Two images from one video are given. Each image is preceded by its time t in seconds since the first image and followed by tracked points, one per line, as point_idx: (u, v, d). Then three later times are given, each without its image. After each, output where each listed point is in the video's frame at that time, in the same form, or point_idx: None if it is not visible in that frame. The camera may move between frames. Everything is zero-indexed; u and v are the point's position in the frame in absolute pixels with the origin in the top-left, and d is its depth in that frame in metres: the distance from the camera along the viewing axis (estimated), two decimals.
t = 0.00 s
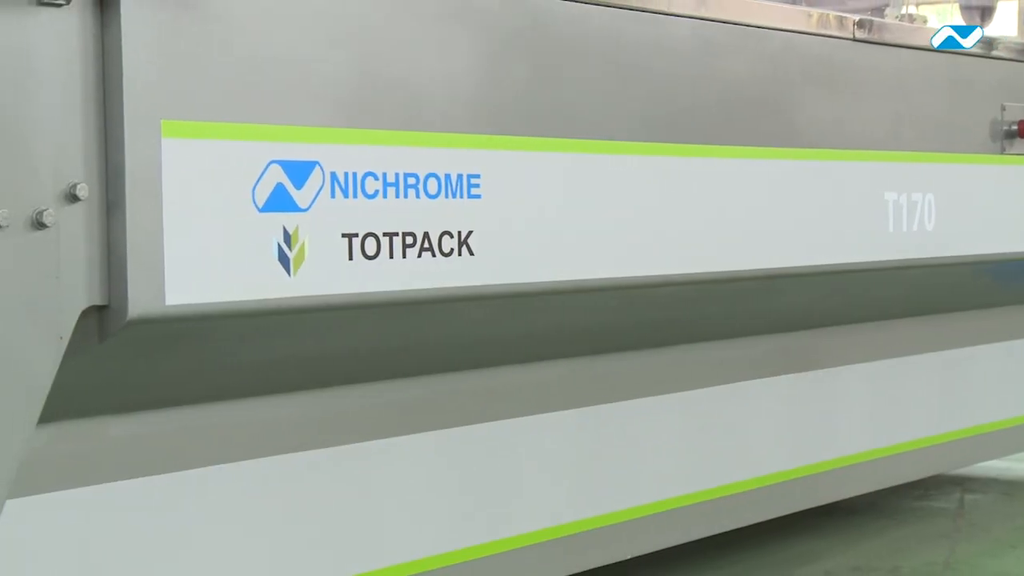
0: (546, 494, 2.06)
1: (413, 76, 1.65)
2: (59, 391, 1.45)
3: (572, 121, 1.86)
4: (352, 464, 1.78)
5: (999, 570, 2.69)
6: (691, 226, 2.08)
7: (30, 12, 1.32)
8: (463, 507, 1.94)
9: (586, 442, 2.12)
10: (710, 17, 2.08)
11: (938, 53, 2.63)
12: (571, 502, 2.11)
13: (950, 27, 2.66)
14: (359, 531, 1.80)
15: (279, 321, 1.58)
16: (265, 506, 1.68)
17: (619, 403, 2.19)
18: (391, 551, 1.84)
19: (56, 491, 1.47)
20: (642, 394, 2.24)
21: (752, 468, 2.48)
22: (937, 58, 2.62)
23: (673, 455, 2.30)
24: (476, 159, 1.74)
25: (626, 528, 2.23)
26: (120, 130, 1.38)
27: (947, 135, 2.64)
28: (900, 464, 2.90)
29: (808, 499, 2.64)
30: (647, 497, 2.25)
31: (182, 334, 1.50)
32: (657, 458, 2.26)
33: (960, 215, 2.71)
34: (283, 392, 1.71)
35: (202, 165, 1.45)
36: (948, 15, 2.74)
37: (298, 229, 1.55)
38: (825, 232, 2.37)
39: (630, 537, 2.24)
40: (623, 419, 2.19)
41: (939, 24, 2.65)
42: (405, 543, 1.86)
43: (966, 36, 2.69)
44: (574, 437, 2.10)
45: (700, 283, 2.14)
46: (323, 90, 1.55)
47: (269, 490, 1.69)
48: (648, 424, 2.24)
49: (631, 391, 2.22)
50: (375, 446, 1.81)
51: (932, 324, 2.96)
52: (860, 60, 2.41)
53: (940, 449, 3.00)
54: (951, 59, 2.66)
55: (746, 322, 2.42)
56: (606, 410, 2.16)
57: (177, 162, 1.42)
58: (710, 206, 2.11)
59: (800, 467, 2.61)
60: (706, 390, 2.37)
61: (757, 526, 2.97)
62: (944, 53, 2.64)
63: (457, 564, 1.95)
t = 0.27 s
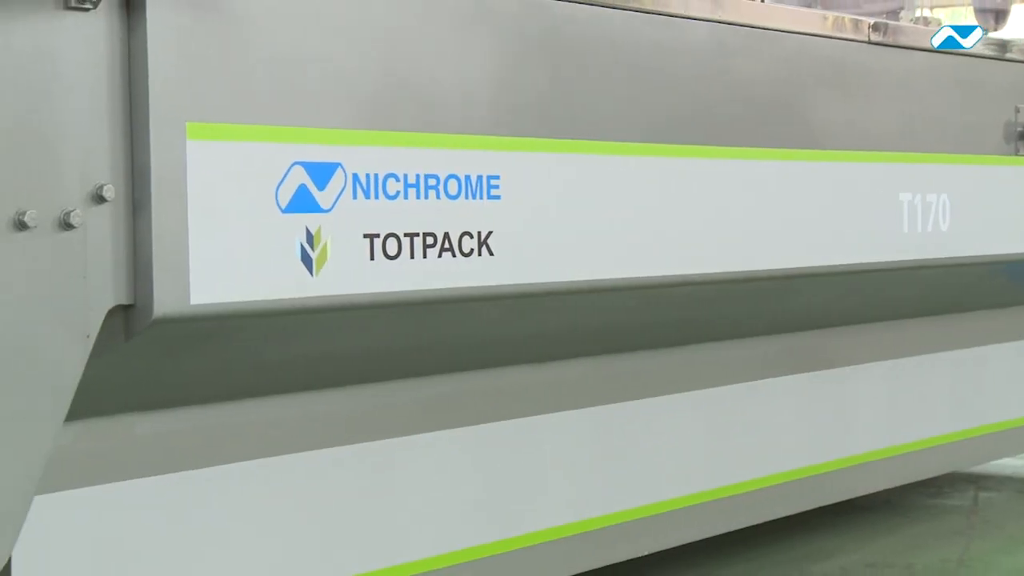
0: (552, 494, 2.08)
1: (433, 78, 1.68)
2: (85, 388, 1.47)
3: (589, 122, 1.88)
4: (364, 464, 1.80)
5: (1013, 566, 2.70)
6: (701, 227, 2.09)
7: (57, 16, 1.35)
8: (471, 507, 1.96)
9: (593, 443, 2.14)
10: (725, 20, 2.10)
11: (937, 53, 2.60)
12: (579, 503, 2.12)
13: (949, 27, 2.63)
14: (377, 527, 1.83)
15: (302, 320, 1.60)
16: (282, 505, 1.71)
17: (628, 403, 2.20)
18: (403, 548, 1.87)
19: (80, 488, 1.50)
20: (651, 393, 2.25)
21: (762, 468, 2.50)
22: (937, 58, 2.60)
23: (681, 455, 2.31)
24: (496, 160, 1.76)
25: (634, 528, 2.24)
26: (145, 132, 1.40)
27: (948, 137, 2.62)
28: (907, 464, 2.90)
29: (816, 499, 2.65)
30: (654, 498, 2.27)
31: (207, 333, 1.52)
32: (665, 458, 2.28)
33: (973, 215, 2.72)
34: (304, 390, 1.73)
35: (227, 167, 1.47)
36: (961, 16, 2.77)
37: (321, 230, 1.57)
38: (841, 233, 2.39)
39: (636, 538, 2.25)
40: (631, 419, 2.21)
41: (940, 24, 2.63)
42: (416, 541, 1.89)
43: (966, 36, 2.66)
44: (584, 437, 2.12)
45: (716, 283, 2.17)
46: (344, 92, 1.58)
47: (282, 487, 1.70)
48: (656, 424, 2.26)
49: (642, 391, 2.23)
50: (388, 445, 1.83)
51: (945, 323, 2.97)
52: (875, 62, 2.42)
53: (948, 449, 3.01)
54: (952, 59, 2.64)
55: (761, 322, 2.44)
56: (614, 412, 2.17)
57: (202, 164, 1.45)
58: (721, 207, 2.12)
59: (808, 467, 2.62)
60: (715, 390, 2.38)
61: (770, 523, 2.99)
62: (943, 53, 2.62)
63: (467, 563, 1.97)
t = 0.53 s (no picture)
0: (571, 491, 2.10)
1: (457, 81, 1.70)
2: (115, 387, 1.50)
3: (610, 123, 1.90)
4: (387, 460, 1.82)
5: None
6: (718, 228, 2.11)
7: (89, 22, 1.38)
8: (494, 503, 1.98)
9: (612, 440, 2.15)
10: (744, 24, 2.13)
11: (937, 53, 2.58)
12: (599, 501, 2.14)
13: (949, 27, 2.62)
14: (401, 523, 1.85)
15: (327, 320, 1.63)
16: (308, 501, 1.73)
17: (648, 402, 2.22)
18: (427, 544, 1.89)
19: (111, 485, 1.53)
20: (671, 392, 2.27)
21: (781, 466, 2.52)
22: (935, 58, 2.57)
23: (701, 452, 2.33)
24: (518, 163, 1.79)
25: (654, 525, 2.25)
26: (174, 135, 1.43)
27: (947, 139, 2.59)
28: (924, 461, 2.91)
29: (834, 496, 2.66)
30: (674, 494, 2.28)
31: (235, 332, 1.55)
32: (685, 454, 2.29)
33: (989, 216, 2.74)
34: (328, 388, 1.76)
35: (255, 169, 1.50)
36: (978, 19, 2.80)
37: (347, 231, 1.60)
38: (860, 234, 2.40)
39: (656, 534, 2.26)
40: (652, 416, 2.22)
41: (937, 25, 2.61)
42: (440, 536, 1.91)
43: (966, 36, 2.65)
44: (605, 435, 2.14)
45: (736, 283, 2.19)
46: (369, 96, 1.60)
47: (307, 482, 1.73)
48: (674, 422, 2.27)
49: (660, 389, 2.25)
50: (411, 442, 1.85)
51: (961, 323, 2.99)
52: (892, 65, 2.45)
53: (963, 447, 3.02)
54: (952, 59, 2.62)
55: (778, 322, 2.46)
56: (633, 410, 2.19)
57: (230, 166, 1.47)
58: (738, 206, 2.14)
59: (827, 464, 2.63)
60: (733, 389, 2.40)
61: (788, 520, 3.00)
62: (942, 53, 2.59)
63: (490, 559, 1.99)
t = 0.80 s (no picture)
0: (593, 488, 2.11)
1: (481, 83, 1.73)
2: (146, 385, 1.53)
3: (631, 124, 1.93)
4: (411, 457, 1.85)
5: None
6: (737, 228, 2.13)
7: (121, 26, 1.41)
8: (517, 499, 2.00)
9: (633, 437, 2.17)
10: (765, 28, 2.15)
11: (935, 52, 2.54)
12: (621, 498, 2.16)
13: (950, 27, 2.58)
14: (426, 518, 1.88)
15: (353, 318, 1.66)
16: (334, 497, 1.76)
17: (666, 400, 2.24)
18: (451, 539, 1.92)
19: (141, 482, 1.56)
20: (689, 391, 2.29)
21: (800, 464, 2.54)
22: (934, 57, 2.53)
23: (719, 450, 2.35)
24: (541, 164, 1.81)
25: (673, 522, 2.27)
26: (204, 137, 1.46)
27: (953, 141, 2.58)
28: (940, 460, 2.93)
29: (850, 494, 2.68)
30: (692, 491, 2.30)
31: (263, 330, 1.58)
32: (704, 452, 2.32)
33: (1006, 216, 2.76)
34: (354, 386, 1.79)
35: (283, 171, 1.53)
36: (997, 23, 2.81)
37: (373, 231, 1.63)
38: (879, 234, 2.42)
39: (675, 532, 2.28)
40: (671, 414, 2.24)
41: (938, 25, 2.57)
42: (463, 532, 1.93)
43: (966, 37, 2.62)
44: (625, 433, 2.16)
45: (755, 282, 2.21)
46: (395, 98, 1.63)
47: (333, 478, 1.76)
48: (693, 420, 2.29)
49: (679, 387, 2.27)
50: (434, 439, 1.88)
51: (978, 322, 3.01)
52: (910, 68, 2.46)
53: (979, 445, 3.03)
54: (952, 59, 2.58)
55: (796, 322, 2.48)
56: (654, 407, 2.21)
57: (258, 168, 1.50)
58: (756, 207, 2.16)
59: (845, 462, 2.65)
60: (751, 388, 2.42)
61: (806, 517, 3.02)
62: (942, 53, 2.55)
63: (514, 554, 2.01)
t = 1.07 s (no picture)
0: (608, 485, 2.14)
1: (501, 86, 1.75)
2: (171, 383, 1.56)
3: (647, 126, 1.95)
4: (430, 454, 1.88)
5: None
6: (753, 228, 2.15)
7: (148, 30, 1.43)
8: (534, 496, 2.03)
9: (647, 435, 2.20)
10: (781, 31, 2.17)
11: (932, 51, 2.50)
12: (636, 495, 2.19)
13: (950, 27, 2.53)
14: (445, 514, 1.90)
15: (375, 317, 1.68)
16: (355, 493, 1.79)
17: (680, 399, 2.27)
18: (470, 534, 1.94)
19: (166, 478, 1.59)
20: (703, 390, 2.32)
21: (813, 462, 2.56)
22: (930, 56, 2.50)
23: (732, 448, 2.37)
24: (560, 166, 1.83)
25: (687, 518, 2.30)
26: (229, 140, 1.48)
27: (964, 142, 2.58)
28: (951, 458, 2.94)
29: (862, 492, 2.70)
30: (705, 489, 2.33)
31: (287, 330, 1.60)
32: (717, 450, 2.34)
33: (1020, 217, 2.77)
34: (374, 385, 1.81)
35: (307, 172, 1.55)
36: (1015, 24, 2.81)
37: (395, 232, 1.65)
38: (894, 234, 2.44)
39: (687, 528, 2.31)
40: (683, 412, 2.27)
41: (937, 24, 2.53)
42: (482, 528, 1.96)
43: (966, 36, 2.57)
44: (640, 431, 2.19)
45: (771, 283, 2.23)
46: (415, 101, 1.65)
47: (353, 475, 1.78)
48: (707, 417, 2.32)
49: (693, 386, 2.30)
50: (453, 437, 1.91)
51: (992, 322, 3.02)
52: (924, 70, 2.48)
53: (990, 443, 3.05)
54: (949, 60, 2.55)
55: (811, 322, 2.50)
56: (667, 405, 2.24)
57: (282, 169, 1.53)
58: (772, 208, 2.18)
59: (858, 459, 2.67)
60: (765, 387, 2.44)
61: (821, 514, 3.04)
62: (938, 52, 2.51)
63: (532, 550, 2.03)
